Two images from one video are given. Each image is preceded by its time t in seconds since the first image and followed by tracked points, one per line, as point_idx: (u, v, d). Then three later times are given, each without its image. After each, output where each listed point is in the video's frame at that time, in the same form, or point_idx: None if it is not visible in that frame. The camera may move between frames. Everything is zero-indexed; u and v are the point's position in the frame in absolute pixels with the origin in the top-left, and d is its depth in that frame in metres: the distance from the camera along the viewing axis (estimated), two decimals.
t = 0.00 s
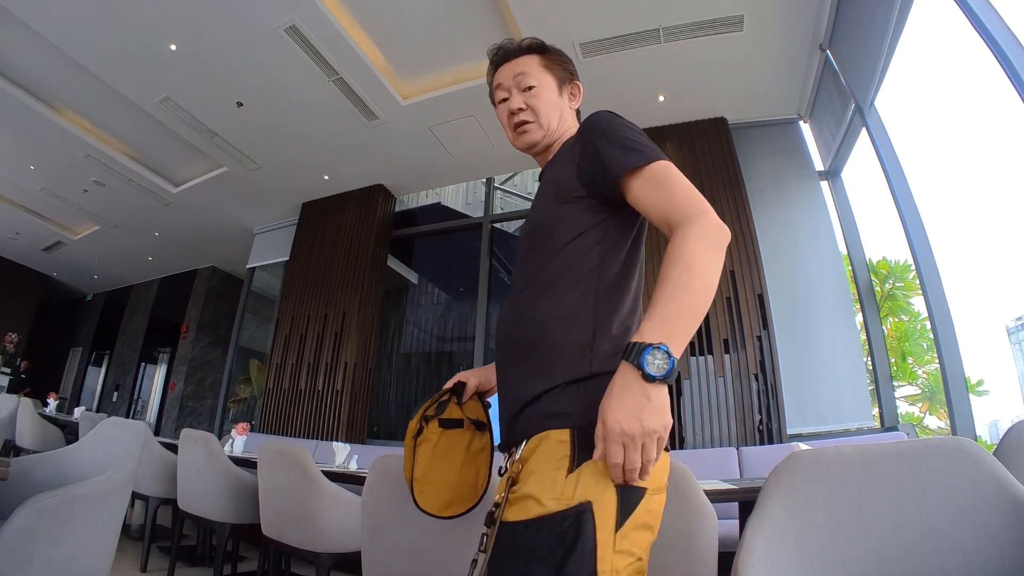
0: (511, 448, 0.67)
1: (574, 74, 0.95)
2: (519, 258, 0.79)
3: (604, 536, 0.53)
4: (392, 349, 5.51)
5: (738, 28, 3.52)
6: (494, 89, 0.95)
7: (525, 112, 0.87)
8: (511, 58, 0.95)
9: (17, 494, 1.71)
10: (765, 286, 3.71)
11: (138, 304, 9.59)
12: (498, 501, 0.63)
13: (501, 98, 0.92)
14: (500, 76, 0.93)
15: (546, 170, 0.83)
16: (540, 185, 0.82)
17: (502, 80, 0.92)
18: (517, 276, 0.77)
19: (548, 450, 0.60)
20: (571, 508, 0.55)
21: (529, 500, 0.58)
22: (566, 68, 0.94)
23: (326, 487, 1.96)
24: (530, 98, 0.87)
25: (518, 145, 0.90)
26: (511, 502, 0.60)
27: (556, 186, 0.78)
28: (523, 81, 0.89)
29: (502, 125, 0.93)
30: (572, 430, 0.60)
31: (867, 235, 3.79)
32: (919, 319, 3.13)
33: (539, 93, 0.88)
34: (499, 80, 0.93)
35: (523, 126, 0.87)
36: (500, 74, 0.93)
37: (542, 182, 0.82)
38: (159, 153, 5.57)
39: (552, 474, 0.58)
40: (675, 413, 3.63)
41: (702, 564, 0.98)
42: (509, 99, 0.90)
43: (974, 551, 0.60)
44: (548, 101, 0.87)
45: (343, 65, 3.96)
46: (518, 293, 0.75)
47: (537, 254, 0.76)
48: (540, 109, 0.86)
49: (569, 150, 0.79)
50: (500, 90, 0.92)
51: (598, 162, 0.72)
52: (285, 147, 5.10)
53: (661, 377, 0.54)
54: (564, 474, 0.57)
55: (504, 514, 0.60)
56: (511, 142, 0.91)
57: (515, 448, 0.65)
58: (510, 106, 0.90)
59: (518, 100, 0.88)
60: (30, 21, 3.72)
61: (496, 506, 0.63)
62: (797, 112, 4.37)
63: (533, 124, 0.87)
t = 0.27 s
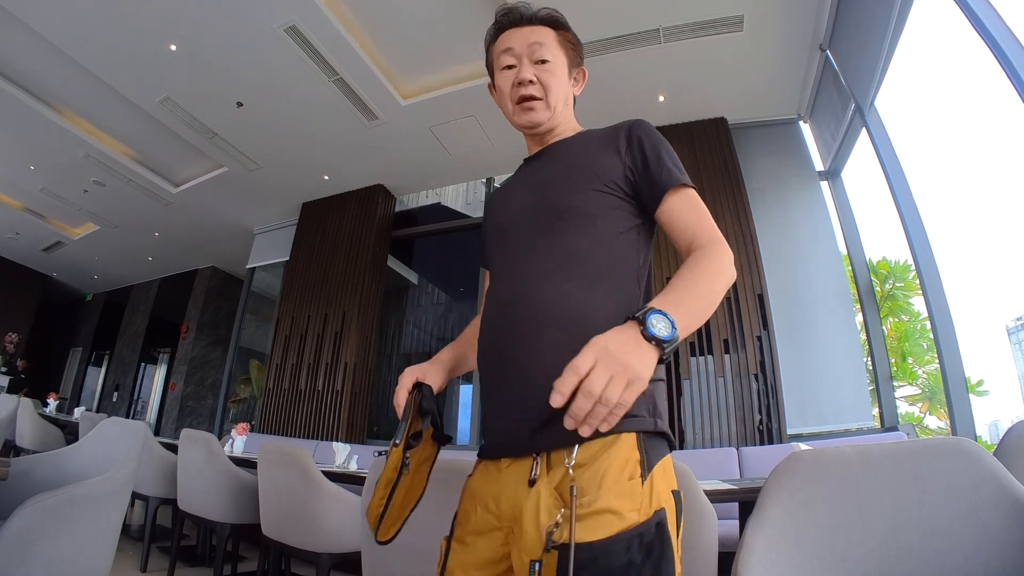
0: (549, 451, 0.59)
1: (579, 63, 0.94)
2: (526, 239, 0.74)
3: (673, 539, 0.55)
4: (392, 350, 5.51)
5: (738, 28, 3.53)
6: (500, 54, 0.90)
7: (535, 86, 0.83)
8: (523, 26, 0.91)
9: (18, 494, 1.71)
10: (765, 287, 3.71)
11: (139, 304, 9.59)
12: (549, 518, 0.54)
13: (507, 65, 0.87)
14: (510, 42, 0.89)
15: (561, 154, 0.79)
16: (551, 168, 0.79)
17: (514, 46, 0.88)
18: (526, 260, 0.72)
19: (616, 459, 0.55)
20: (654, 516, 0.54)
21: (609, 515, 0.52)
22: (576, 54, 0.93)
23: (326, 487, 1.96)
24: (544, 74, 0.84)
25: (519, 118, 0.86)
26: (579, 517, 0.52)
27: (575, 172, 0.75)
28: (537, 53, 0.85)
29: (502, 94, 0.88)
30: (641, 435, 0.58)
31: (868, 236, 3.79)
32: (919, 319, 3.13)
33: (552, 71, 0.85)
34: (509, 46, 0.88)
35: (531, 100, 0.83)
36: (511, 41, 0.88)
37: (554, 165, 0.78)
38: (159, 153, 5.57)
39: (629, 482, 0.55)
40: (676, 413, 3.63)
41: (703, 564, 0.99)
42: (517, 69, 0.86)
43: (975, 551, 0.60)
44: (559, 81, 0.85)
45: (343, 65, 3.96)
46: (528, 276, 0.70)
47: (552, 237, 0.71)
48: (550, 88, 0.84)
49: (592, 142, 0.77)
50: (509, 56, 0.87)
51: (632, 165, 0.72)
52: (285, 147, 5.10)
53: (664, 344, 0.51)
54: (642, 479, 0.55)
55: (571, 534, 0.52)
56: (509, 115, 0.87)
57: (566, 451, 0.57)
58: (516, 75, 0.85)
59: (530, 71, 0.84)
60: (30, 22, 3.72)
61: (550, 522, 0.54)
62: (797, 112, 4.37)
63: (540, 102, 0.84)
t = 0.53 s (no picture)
0: (586, 444, 0.51)
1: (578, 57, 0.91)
2: (531, 228, 0.69)
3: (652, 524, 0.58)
4: (392, 350, 5.51)
5: (738, 29, 3.53)
6: (502, 25, 0.83)
7: (537, 74, 0.79)
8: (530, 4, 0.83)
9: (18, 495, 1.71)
10: (765, 287, 3.71)
11: (139, 304, 9.59)
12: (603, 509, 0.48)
13: (509, 45, 0.80)
14: (515, 19, 0.81)
15: (560, 148, 0.77)
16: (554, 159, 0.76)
17: (518, 22, 0.81)
18: (535, 250, 0.67)
19: (642, 458, 0.55)
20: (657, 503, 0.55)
21: (648, 502, 0.51)
22: (577, 47, 0.89)
23: (326, 488, 1.96)
24: (547, 63, 0.79)
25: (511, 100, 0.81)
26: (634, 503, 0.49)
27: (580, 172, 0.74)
28: (544, 37, 0.80)
29: (496, 71, 0.81)
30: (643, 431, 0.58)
31: (868, 236, 3.81)
32: (919, 319, 3.13)
33: (557, 63, 0.80)
34: (516, 21, 0.81)
35: (528, 87, 0.79)
36: (516, 17, 0.81)
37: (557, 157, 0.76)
38: (159, 153, 5.57)
39: (648, 473, 0.55)
40: (676, 414, 3.64)
41: (703, 565, 0.98)
42: (518, 48, 0.80)
43: (974, 551, 0.60)
44: (561, 74, 0.81)
45: (343, 65, 3.96)
46: (536, 268, 0.66)
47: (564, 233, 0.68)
48: (551, 78, 0.80)
49: (594, 146, 0.78)
50: (513, 32, 0.80)
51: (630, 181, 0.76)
52: (285, 147, 5.10)
53: (604, 302, 0.55)
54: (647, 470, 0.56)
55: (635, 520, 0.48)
56: (501, 98, 0.82)
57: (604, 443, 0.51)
58: (518, 59, 0.79)
59: (532, 56, 0.79)
60: (31, 22, 3.72)
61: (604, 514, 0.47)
62: (797, 112, 4.38)
63: (537, 91, 0.80)
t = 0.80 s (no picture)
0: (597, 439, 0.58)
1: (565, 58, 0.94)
2: (529, 226, 0.70)
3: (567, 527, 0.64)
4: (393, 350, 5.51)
5: (738, 29, 3.54)
6: (497, 10, 0.83)
7: (527, 65, 0.80)
8: None
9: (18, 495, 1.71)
10: (765, 288, 3.71)
11: (139, 305, 9.59)
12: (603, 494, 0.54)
13: (504, 30, 0.80)
14: (515, 5, 0.82)
15: (544, 151, 0.81)
16: (543, 162, 0.79)
17: (516, 9, 0.82)
18: (535, 249, 0.69)
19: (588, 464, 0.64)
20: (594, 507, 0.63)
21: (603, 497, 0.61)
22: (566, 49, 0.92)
23: (326, 488, 1.96)
24: (540, 55, 0.81)
25: (499, 87, 0.80)
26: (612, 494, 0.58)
27: (565, 181, 0.80)
28: (539, 29, 0.82)
29: (486, 54, 0.81)
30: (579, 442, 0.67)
31: (868, 236, 3.81)
32: (919, 319, 3.13)
33: (548, 59, 0.82)
34: (513, 6, 0.82)
35: (518, 77, 0.80)
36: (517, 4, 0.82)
37: (545, 160, 0.80)
38: (160, 154, 5.57)
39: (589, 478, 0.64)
40: (676, 414, 3.63)
41: (703, 564, 0.99)
42: (513, 38, 0.81)
43: (974, 551, 0.61)
44: (550, 71, 0.83)
45: (343, 65, 3.96)
46: (535, 267, 0.68)
47: (559, 234, 0.73)
48: (540, 72, 0.81)
49: (569, 158, 0.85)
50: (509, 19, 0.81)
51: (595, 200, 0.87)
52: (285, 148, 5.11)
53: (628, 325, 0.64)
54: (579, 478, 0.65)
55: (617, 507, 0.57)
56: (486, 81, 0.81)
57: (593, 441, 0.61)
58: (511, 46, 0.80)
59: (527, 47, 0.80)
60: (31, 22, 3.73)
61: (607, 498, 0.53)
62: (797, 112, 4.39)
63: (525, 81, 0.80)
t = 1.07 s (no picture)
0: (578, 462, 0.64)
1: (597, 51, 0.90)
2: (538, 244, 0.71)
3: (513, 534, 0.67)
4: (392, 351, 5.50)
5: (738, 29, 3.54)
6: None
7: (558, 55, 0.75)
8: None
9: (18, 495, 1.71)
10: (765, 288, 3.71)
11: (139, 305, 9.59)
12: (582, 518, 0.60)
13: (533, 15, 0.76)
14: None
15: (558, 160, 0.80)
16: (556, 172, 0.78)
17: None
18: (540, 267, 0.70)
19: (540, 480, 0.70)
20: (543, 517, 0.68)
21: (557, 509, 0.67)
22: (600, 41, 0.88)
23: (325, 488, 1.96)
24: (572, 43, 0.77)
25: (525, 78, 0.76)
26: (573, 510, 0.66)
27: (575, 197, 0.80)
28: (571, 14, 0.77)
29: (513, 41, 0.76)
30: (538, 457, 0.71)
31: (868, 236, 3.81)
32: (919, 320, 3.13)
33: (580, 50, 0.78)
34: None
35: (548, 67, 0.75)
36: None
37: (558, 170, 0.78)
38: (160, 154, 5.57)
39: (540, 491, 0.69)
40: (676, 414, 3.63)
41: (704, 564, 0.98)
42: (543, 24, 0.76)
43: (974, 551, 0.61)
44: (582, 60, 0.79)
45: (343, 66, 3.96)
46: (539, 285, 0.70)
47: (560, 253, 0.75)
48: (570, 63, 0.77)
49: (579, 165, 0.84)
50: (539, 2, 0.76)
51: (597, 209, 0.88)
52: (285, 148, 5.11)
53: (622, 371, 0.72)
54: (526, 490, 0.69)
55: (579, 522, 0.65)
56: (511, 71, 0.77)
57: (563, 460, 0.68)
58: (542, 33, 0.76)
59: (558, 35, 0.76)
60: (31, 22, 3.73)
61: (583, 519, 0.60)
62: (797, 112, 4.39)
63: (554, 73, 0.76)
